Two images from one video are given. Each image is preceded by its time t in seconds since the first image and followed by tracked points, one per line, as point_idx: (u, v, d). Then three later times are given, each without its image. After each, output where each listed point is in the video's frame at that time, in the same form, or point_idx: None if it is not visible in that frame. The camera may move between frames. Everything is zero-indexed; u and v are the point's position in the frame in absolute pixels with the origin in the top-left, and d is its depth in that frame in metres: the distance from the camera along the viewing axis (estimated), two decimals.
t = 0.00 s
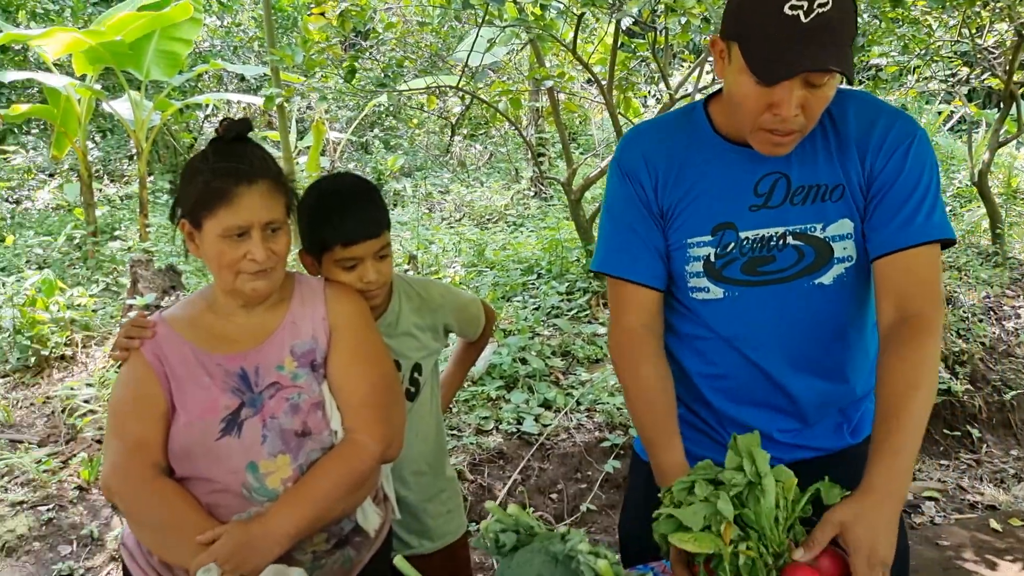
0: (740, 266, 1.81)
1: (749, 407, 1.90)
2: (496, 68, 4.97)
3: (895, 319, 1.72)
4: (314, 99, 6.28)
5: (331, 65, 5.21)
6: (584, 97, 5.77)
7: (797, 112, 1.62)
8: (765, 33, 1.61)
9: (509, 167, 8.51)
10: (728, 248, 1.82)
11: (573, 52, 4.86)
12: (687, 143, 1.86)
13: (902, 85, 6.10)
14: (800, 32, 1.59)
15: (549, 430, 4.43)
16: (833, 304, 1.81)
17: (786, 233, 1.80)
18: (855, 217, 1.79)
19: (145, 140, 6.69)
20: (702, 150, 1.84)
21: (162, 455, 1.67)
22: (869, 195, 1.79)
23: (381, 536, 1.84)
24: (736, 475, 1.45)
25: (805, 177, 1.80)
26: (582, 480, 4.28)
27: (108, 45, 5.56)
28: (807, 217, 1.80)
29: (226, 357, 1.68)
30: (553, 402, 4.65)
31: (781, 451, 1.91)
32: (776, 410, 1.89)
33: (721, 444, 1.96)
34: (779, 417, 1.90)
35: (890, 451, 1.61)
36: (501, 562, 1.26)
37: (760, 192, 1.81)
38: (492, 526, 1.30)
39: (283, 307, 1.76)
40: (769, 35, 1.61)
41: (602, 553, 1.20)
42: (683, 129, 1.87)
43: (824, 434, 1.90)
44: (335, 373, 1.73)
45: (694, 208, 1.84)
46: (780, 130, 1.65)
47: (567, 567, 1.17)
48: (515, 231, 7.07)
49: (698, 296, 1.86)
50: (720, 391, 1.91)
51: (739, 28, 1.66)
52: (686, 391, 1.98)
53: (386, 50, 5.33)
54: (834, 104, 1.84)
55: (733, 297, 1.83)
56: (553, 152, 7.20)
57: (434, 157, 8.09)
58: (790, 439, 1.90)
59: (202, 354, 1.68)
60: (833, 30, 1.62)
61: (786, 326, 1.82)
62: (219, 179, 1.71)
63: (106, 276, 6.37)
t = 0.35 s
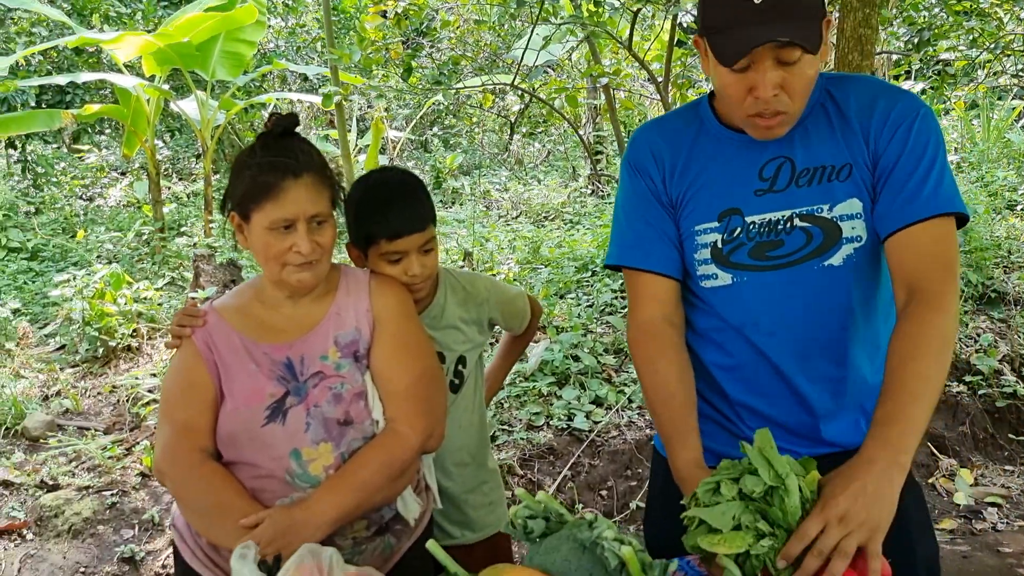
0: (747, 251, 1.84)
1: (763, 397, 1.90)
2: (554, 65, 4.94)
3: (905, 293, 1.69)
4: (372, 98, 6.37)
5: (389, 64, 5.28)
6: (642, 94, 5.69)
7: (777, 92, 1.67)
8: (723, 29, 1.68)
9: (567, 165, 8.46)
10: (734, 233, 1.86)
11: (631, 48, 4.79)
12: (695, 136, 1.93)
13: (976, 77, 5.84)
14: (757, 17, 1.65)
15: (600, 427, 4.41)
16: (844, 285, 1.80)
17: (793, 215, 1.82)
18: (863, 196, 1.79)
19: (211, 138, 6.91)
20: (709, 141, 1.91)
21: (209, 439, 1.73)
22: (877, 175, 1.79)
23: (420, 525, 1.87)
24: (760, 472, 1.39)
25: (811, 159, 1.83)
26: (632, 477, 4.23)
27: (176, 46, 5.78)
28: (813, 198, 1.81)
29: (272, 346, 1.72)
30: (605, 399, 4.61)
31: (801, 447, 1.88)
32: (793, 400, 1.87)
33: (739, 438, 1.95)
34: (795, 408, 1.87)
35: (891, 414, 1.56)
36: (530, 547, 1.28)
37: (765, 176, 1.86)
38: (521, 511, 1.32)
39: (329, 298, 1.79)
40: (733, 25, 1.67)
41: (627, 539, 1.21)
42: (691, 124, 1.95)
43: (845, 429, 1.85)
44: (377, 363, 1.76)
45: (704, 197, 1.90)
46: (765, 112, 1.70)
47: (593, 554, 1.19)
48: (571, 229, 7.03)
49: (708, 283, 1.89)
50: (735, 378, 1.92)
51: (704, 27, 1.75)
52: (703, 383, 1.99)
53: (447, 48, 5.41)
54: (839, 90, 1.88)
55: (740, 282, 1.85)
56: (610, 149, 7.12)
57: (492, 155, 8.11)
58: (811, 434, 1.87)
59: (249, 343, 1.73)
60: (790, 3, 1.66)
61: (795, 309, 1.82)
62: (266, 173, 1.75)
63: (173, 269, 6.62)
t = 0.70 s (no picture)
0: (752, 241, 1.90)
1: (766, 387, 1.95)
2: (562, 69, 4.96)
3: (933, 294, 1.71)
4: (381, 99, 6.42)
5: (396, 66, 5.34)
6: (650, 97, 5.72)
7: (773, 86, 1.77)
8: (717, 27, 1.78)
9: (575, 167, 8.49)
10: (741, 224, 1.92)
11: (638, 51, 4.82)
12: (711, 131, 2.02)
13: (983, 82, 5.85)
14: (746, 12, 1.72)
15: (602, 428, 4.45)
16: (851, 280, 1.82)
17: (800, 209, 1.87)
18: (877, 197, 1.81)
19: (222, 138, 6.99)
20: (724, 135, 1.99)
21: (215, 433, 1.79)
22: (895, 178, 1.80)
23: (419, 519, 1.92)
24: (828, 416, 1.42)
25: (821, 157, 1.88)
26: (634, 477, 4.27)
27: (187, 47, 5.84)
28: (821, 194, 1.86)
29: (276, 344, 1.79)
30: (608, 400, 4.65)
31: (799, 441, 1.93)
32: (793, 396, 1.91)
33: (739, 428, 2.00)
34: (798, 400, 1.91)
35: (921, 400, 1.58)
36: (518, 535, 1.36)
37: (776, 171, 1.91)
38: (510, 501, 1.41)
39: (333, 298, 1.85)
40: (723, 26, 1.76)
41: (609, 528, 1.29)
42: (711, 119, 2.03)
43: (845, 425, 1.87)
44: (378, 361, 1.81)
45: (714, 188, 1.98)
46: (763, 107, 1.81)
47: (577, 542, 1.27)
48: (578, 231, 7.07)
49: (715, 271, 1.97)
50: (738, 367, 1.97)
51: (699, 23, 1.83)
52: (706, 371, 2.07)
53: (457, 50, 5.47)
54: (854, 88, 1.91)
55: (744, 271, 1.92)
56: (618, 152, 7.15)
57: (500, 157, 8.16)
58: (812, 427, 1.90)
59: (255, 340, 1.79)
60: None
61: (801, 302, 1.86)
62: (271, 175, 1.81)
63: (183, 269, 6.69)
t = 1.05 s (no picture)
0: (728, 223, 2.07)
1: (739, 368, 2.07)
2: (546, 72, 5.10)
3: (883, 263, 1.88)
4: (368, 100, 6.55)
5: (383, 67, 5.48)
6: (630, 100, 5.88)
7: (737, 73, 1.94)
8: (702, 7, 1.94)
9: (559, 167, 8.67)
10: (718, 208, 2.09)
11: (617, 55, 4.98)
12: (694, 126, 2.18)
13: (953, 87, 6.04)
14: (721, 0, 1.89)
15: (581, 418, 4.61)
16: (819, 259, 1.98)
17: (773, 194, 2.02)
18: (843, 182, 1.96)
19: (211, 137, 7.10)
20: (705, 130, 2.16)
21: (212, 410, 1.92)
22: (860, 164, 1.96)
23: (400, 493, 2.05)
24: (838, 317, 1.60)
25: (794, 147, 2.02)
26: (611, 466, 4.44)
27: (178, 47, 5.95)
28: (794, 179, 2.01)
29: (269, 328, 1.92)
30: (587, 392, 4.82)
31: (768, 421, 2.04)
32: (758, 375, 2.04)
33: (712, 409, 2.11)
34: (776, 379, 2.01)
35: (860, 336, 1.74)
36: (490, 495, 1.49)
37: (751, 160, 2.07)
38: (483, 464, 1.54)
39: (322, 286, 1.98)
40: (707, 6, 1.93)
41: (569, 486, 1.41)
42: (695, 118, 2.20)
43: (812, 404, 1.99)
44: (364, 344, 1.95)
45: (693, 177, 2.14)
46: (727, 89, 1.97)
47: (542, 500, 1.40)
48: (561, 229, 7.23)
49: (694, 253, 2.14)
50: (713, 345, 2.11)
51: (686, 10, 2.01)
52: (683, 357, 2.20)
53: (443, 51, 5.61)
54: (824, 87, 2.06)
55: (721, 250, 2.09)
56: (601, 152, 7.32)
57: (486, 156, 8.32)
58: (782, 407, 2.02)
59: (249, 324, 1.92)
60: None
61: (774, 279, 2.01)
62: (264, 171, 1.94)
63: (172, 265, 6.82)
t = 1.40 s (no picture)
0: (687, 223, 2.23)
1: (696, 360, 2.21)
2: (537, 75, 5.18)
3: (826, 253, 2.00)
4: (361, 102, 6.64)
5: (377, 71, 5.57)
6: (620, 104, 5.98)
7: (693, 70, 2.06)
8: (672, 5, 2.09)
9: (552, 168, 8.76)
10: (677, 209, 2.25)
11: (607, 60, 5.08)
12: (657, 133, 2.33)
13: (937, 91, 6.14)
14: None
15: (568, 415, 4.73)
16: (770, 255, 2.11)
17: (727, 193, 2.16)
18: (790, 180, 2.09)
19: (206, 138, 7.18)
20: (666, 136, 2.30)
21: (210, 402, 2.03)
22: (806, 164, 2.08)
23: (389, 482, 2.16)
24: (760, 274, 1.70)
25: (746, 150, 2.15)
26: (598, 461, 4.56)
27: (174, 50, 6.03)
28: (745, 180, 2.14)
29: (266, 325, 2.03)
30: (575, 389, 4.94)
31: (723, 412, 2.18)
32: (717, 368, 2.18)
33: (672, 402, 2.26)
34: (726, 369, 2.16)
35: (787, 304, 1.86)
36: (471, 480, 1.61)
37: (707, 163, 2.21)
38: (465, 451, 1.65)
39: (317, 285, 2.09)
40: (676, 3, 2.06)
41: (543, 470, 1.52)
42: (657, 127, 2.34)
43: (766, 393, 2.13)
44: (355, 342, 2.05)
45: (655, 179, 2.28)
46: (683, 84, 2.10)
47: (518, 485, 1.51)
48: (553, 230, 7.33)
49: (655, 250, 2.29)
50: (675, 341, 2.25)
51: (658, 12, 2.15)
52: (645, 354, 2.34)
53: (436, 54, 5.70)
54: (776, 96, 2.19)
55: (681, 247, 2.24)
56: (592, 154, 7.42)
57: (479, 157, 8.41)
58: (737, 397, 2.16)
59: (247, 321, 2.03)
60: None
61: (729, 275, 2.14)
62: (257, 175, 2.05)
63: (168, 265, 6.91)
